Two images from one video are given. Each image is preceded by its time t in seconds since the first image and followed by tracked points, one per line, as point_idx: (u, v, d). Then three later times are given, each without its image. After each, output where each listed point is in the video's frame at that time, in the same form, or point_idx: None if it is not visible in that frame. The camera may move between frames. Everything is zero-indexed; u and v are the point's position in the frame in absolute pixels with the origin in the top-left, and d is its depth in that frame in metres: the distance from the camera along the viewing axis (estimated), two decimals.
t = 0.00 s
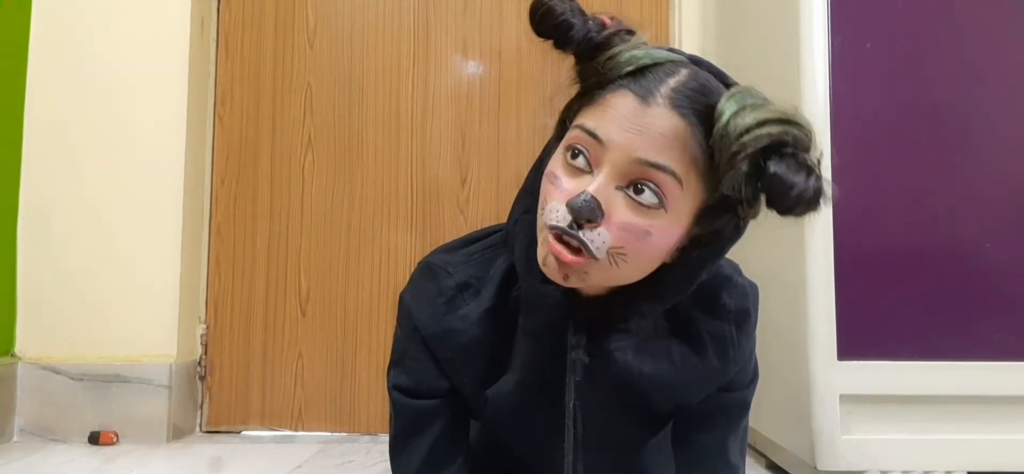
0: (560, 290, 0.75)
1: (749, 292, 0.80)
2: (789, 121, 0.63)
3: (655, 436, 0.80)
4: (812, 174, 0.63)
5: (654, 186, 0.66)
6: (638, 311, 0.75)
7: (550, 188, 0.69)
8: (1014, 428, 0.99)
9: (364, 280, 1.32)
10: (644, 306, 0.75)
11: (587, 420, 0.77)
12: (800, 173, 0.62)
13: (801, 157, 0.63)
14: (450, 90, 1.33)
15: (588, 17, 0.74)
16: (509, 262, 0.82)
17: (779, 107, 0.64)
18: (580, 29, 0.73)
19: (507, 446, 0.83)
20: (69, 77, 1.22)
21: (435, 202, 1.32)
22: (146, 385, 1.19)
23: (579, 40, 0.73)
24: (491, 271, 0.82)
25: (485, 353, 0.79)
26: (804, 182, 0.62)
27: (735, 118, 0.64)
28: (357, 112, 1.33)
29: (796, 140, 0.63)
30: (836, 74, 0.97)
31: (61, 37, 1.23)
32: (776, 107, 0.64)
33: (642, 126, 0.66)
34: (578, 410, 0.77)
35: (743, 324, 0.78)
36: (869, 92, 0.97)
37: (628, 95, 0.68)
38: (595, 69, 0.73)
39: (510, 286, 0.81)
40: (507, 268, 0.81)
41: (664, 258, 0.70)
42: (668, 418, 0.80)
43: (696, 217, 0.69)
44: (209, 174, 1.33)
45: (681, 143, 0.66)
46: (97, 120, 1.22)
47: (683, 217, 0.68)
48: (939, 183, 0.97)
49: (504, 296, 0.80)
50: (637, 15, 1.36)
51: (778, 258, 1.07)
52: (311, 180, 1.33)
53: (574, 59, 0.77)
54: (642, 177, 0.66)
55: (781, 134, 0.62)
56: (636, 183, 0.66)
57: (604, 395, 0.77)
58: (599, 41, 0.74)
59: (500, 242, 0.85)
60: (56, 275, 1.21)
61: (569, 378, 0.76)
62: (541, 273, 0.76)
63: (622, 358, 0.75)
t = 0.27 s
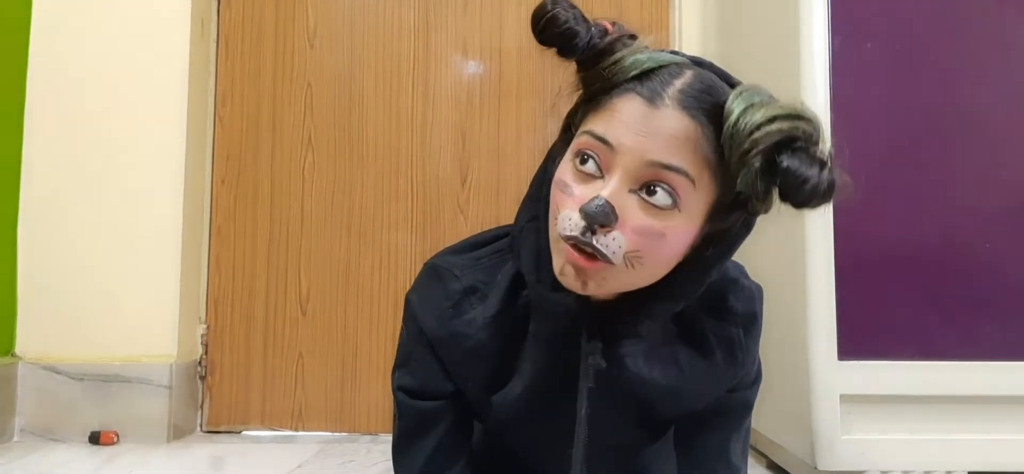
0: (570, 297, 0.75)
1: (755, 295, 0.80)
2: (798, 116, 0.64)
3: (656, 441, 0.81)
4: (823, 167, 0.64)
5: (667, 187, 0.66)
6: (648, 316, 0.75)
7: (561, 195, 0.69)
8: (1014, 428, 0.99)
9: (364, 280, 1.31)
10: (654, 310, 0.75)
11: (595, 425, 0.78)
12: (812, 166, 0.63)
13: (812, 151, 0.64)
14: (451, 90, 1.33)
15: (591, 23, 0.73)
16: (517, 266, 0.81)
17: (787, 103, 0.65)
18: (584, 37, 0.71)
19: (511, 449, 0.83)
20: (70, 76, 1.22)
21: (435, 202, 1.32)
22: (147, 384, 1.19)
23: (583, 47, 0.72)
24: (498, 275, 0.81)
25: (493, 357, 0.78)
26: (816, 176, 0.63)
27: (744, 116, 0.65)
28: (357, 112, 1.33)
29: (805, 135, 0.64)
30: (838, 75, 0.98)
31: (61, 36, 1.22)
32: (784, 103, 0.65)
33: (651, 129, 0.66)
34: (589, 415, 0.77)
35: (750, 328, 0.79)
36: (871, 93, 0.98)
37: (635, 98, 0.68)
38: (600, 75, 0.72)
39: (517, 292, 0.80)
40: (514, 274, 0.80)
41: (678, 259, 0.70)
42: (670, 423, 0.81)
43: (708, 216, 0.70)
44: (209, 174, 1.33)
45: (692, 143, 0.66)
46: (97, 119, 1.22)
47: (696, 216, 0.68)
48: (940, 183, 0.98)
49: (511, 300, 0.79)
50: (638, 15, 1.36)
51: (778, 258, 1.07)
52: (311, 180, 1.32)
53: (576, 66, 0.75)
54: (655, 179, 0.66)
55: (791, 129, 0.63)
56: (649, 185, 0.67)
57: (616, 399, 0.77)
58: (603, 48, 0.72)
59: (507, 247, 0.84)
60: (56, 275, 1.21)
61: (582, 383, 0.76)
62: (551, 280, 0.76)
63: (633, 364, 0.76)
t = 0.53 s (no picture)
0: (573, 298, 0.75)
1: (759, 296, 0.80)
2: (780, 98, 0.64)
3: (656, 443, 0.83)
4: (811, 145, 0.63)
5: (658, 182, 0.67)
6: (651, 315, 0.75)
7: (556, 203, 0.70)
8: (1014, 428, 1.00)
9: (364, 280, 1.31)
10: (657, 308, 0.75)
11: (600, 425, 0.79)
12: (799, 145, 0.62)
13: (797, 130, 0.63)
14: (450, 90, 1.33)
15: (565, 28, 0.73)
16: (519, 269, 0.81)
17: (768, 86, 0.65)
18: (560, 43, 0.71)
19: (514, 450, 0.83)
20: (70, 76, 1.22)
21: (435, 203, 1.32)
22: (146, 385, 1.19)
23: (560, 53, 0.72)
24: (500, 277, 0.81)
25: (495, 359, 0.78)
26: (804, 154, 0.62)
27: (726, 103, 0.65)
28: (356, 112, 1.33)
29: (787, 115, 0.64)
30: (837, 76, 0.98)
31: (61, 36, 1.22)
32: (765, 86, 0.65)
33: (635, 127, 0.66)
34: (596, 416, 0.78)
35: (753, 328, 0.78)
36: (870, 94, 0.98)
37: (616, 98, 0.68)
38: (581, 78, 0.72)
39: (520, 294, 0.80)
40: (517, 276, 0.81)
41: (677, 253, 0.70)
42: (670, 424, 0.82)
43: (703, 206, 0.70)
44: (208, 174, 1.32)
45: (678, 136, 0.67)
46: (97, 119, 1.21)
47: (691, 208, 0.68)
48: (939, 184, 0.98)
49: (514, 303, 0.80)
50: (637, 16, 1.36)
51: (778, 259, 1.08)
52: (311, 180, 1.32)
53: (556, 71, 0.76)
54: (645, 176, 0.67)
55: (773, 111, 0.63)
56: (640, 182, 0.67)
57: (623, 397, 0.78)
58: (581, 51, 0.72)
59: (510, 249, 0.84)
60: (56, 276, 1.20)
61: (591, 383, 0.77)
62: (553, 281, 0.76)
63: (638, 363, 0.76)
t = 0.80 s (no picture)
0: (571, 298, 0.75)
1: (759, 296, 0.80)
2: (778, 104, 0.64)
3: (656, 444, 0.82)
4: (807, 153, 0.64)
5: (655, 189, 0.67)
6: (649, 316, 0.76)
7: (552, 206, 0.70)
8: (1013, 428, 1.00)
9: (363, 281, 1.31)
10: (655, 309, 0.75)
11: (598, 426, 0.79)
12: (794, 153, 0.63)
13: (794, 137, 0.64)
14: (451, 90, 1.33)
15: (563, 30, 0.73)
16: (518, 269, 0.81)
17: (765, 92, 0.65)
18: (558, 45, 0.71)
19: (513, 451, 0.83)
20: (70, 76, 1.22)
21: (435, 203, 1.32)
22: (146, 386, 1.19)
23: (557, 56, 0.72)
24: (500, 277, 0.82)
25: (495, 359, 0.78)
26: (799, 162, 0.63)
27: (723, 108, 0.65)
28: (356, 113, 1.33)
29: (785, 122, 0.64)
30: (837, 76, 0.98)
31: (61, 36, 1.22)
32: (762, 92, 0.65)
33: (632, 132, 0.66)
34: (592, 416, 0.78)
35: (752, 328, 0.78)
36: (870, 94, 0.98)
37: (613, 102, 0.68)
38: (578, 81, 0.72)
39: (518, 295, 0.80)
40: (515, 277, 0.81)
41: (674, 258, 0.70)
42: (670, 424, 0.82)
43: (700, 211, 0.70)
44: (208, 174, 1.32)
45: (675, 142, 0.66)
46: (97, 120, 1.21)
47: (688, 213, 0.68)
48: (939, 184, 0.98)
49: (513, 303, 0.80)
50: (637, 16, 1.36)
51: (777, 259, 1.08)
52: (311, 181, 1.32)
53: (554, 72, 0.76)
54: (641, 182, 0.66)
55: (770, 118, 0.63)
56: (636, 188, 0.67)
57: (621, 401, 0.78)
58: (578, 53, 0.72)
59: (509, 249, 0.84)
60: (56, 276, 1.20)
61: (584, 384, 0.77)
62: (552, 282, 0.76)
63: (635, 364, 0.76)
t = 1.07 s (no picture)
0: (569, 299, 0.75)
1: (758, 296, 0.80)
2: (783, 118, 0.63)
3: (657, 443, 0.81)
4: (810, 168, 0.63)
5: (655, 200, 0.66)
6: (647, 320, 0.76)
7: (552, 212, 0.70)
8: (1013, 429, 1.00)
9: (363, 281, 1.31)
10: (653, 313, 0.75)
11: (596, 428, 0.79)
12: (797, 169, 0.62)
13: (798, 153, 0.63)
14: (450, 90, 1.33)
15: (565, 33, 0.72)
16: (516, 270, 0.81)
17: (771, 105, 0.64)
18: (559, 49, 0.70)
19: (512, 451, 0.83)
20: (70, 76, 1.22)
21: (435, 203, 1.32)
22: (146, 385, 1.19)
23: (559, 60, 0.71)
24: (498, 278, 0.82)
25: (493, 359, 0.79)
26: (803, 178, 0.62)
27: (727, 120, 0.64)
28: (356, 112, 1.33)
29: (790, 137, 0.63)
30: (837, 76, 0.98)
31: (61, 36, 1.22)
32: (768, 104, 0.64)
33: (633, 143, 0.66)
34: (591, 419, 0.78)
35: (752, 329, 0.78)
36: (870, 94, 0.98)
37: (615, 110, 0.67)
38: (579, 86, 0.71)
39: (516, 296, 0.81)
40: (514, 278, 0.81)
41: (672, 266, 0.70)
42: (671, 425, 0.81)
43: (700, 221, 0.70)
44: (208, 174, 1.32)
45: (676, 153, 0.66)
46: (97, 120, 1.21)
47: (687, 223, 0.68)
48: (939, 184, 0.98)
49: (511, 303, 0.80)
50: (637, 16, 1.36)
51: (777, 259, 1.08)
52: (311, 181, 1.32)
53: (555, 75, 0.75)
54: (641, 193, 0.66)
55: (775, 133, 0.62)
56: (636, 198, 0.67)
57: (619, 405, 0.78)
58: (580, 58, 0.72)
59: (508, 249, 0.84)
60: (56, 276, 1.21)
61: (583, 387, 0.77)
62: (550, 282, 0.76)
63: (634, 368, 0.76)
